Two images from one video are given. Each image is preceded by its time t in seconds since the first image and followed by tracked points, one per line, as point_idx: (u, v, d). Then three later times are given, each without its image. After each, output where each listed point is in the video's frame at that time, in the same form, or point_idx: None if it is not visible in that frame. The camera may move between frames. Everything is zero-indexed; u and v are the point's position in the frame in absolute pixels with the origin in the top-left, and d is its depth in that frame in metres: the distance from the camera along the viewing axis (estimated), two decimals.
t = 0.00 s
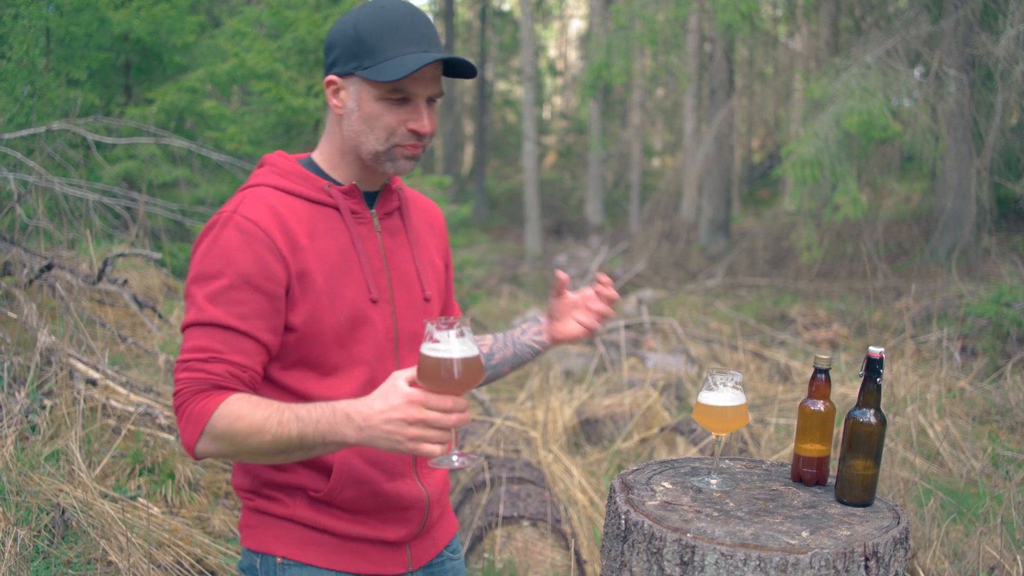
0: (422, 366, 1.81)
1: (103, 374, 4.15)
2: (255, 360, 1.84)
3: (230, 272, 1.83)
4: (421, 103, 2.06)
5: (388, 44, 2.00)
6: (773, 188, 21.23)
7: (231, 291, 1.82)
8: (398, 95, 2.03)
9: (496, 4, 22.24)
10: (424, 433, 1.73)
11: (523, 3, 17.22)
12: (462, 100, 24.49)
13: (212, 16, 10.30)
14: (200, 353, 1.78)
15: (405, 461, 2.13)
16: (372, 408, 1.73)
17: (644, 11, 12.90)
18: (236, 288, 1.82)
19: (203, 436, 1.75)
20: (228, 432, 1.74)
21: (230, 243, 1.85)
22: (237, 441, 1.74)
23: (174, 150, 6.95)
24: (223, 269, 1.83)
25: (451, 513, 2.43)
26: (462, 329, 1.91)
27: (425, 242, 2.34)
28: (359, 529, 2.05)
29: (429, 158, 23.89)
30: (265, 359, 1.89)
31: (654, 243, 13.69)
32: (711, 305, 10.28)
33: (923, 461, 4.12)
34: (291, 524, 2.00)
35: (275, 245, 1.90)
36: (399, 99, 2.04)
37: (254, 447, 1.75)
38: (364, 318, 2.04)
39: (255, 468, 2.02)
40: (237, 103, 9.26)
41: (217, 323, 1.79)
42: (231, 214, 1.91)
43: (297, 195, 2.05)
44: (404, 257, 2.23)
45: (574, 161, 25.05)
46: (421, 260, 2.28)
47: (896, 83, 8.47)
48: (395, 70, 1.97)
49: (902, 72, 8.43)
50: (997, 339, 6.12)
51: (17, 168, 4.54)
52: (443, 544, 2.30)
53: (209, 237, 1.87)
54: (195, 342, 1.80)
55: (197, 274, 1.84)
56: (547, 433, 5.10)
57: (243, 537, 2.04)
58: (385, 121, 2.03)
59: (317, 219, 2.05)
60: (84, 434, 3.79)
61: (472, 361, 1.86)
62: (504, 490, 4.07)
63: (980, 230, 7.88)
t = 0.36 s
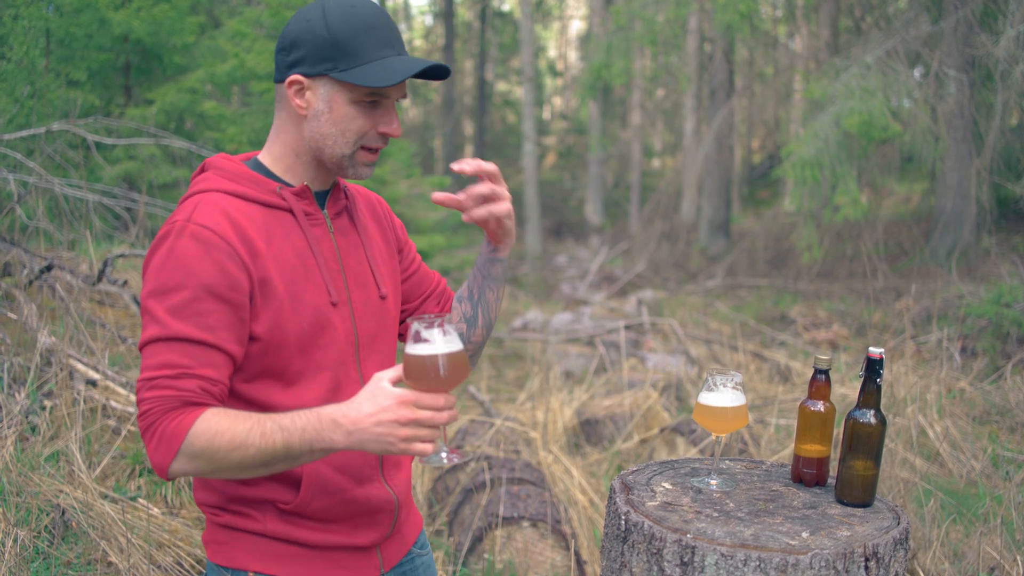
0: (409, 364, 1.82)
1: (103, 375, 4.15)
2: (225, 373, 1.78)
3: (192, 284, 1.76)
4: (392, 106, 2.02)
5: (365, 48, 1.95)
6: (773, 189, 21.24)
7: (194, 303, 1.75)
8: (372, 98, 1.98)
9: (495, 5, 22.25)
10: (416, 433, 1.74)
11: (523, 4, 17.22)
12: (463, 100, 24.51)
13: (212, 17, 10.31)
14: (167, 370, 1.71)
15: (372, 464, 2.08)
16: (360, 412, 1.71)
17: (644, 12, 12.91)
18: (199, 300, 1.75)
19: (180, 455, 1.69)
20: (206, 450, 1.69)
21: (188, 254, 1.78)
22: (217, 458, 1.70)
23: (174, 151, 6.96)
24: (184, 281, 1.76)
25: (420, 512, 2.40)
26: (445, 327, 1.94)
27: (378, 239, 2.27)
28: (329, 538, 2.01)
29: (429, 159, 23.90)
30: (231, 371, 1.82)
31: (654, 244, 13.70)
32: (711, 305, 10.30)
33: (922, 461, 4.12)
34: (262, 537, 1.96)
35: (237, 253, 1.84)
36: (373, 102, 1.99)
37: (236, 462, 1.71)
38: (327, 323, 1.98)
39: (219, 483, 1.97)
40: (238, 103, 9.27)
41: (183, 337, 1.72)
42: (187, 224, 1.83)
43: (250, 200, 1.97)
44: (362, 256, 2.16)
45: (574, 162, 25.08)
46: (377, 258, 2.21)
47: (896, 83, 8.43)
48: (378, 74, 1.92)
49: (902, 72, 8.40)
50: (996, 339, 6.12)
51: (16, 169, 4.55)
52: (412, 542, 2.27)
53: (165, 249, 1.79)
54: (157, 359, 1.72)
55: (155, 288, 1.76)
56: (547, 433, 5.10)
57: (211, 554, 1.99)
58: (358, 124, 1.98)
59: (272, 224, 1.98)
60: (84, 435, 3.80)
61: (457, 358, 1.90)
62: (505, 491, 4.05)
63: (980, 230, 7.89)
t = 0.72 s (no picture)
0: (392, 367, 1.80)
1: (103, 376, 4.14)
2: (211, 377, 1.79)
3: (176, 288, 1.76)
4: (389, 109, 2.03)
5: (362, 49, 1.95)
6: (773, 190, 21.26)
7: (178, 307, 1.75)
8: (369, 99, 1.98)
9: (496, 6, 22.26)
10: (400, 435, 1.74)
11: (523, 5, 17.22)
12: (462, 101, 24.52)
13: (212, 18, 10.31)
14: (153, 373, 1.72)
15: (364, 467, 2.08)
16: (346, 415, 1.72)
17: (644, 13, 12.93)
18: (184, 305, 1.76)
19: (166, 458, 1.70)
20: (192, 453, 1.70)
21: (173, 258, 1.78)
22: (204, 461, 1.71)
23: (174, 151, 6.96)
24: (169, 285, 1.76)
25: (419, 514, 2.39)
26: (431, 329, 1.92)
27: (376, 240, 2.26)
28: (321, 539, 2.01)
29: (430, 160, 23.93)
30: (218, 374, 1.83)
31: (654, 245, 13.71)
32: (711, 306, 10.30)
33: (922, 462, 4.13)
34: (253, 538, 1.96)
35: (223, 257, 1.84)
36: (370, 103, 1.99)
37: (222, 464, 1.73)
38: (315, 326, 1.97)
39: (211, 484, 1.97)
40: (238, 104, 9.27)
41: (167, 341, 1.73)
42: (173, 227, 1.83)
43: (238, 203, 1.97)
44: (354, 258, 2.14)
45: (574, 163, 25.11)
46: (372, 260, 2.19)
47: (896, 84, 8.43)
48: (377, 75, 1.92)
49: (902, 73, 8.39)
50: (996, 340, 6.12)
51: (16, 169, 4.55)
52: (409, 544, 2.26)
53: (151, 253, 1.80)
54: (143, 363, 1.73)
55: (141, 291, 1.76)
56: (547, 434, 5.10)
57: (204, 553, 2.00)
58: (356, 126, 1.98)
59: (260, 226, 1.97)
60: (84, 436, 3.79)
61: (440, 361, 1.87)
62: (505, 492, 4.05)
63: (980, 231, 7.89)
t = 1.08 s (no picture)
0: (395, 366, 1.82)
1: (103, 377, 4.14)
2: (225, 366, 1.86)
3: (197, 278, 1.85)
4: (420, 110, 2.07)
5: (396, 52, 2.01)
6: (773, 190, 21.27)
7: (197, 296, 1.84)
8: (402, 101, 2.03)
9: (496, 6, 22.26)
10: (398, 433, 1.78)
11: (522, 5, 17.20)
12: (462, 102, 24.53)
13: (212, 19, 10.31)
14: (169, 358, 1.81)
15: (383, 463, 2.10)
16: (347, 409, 1.77)
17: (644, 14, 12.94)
18: (203, 294, 1.85)
19: (175, 441, 1.78)
20: (199, 437, 1.77)
21: (195, 248, 1.87)
22: (210, 446, 1.78)
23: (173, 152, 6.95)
24: (190, 274, 1.85)
25: (441, 517, 2.39)
26: (435, 330, 1.92)
27: (405, 238, 2.30)
28: (337, 534, 2.03)
29: (430, 160, 23.93)
30: (235, 364, 1.90)
31: (654, 245, 13.72)
32: (711, 306, 10.30)
33: (922, 463, 4.13)
34: (270, 528, 2.00)
35: (241, 250, 1.91)
36: (403, 105, 2.03)
37: (228, 450, 1.79)
38: (334, 320, 2.02)
39: (232, 472, 2.03)
40: (238, 105, 9.28)
41: (184, 328, 1.82)
42: (197, 219, 1.93)
43: (265, 199, 2.05)
44: (378, 255, 2.18)
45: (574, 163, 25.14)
46: (398, 258, 2.23)
47: (896, 85, 8.42)
48: (411, 77, 1.97)
49: (902, 74, 8.38)
50: (996, 341, 6.12)
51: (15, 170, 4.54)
52: (428, 549, 2.26)
53: (178, 243, 1.90)
54: (164, 347, 1.82)
55: (166, 279, 1.86)
56: (547, 435, 5.10)
57: (225, 541, 2.05)
58: (388, 126, 2.02)
59: (284, 222, 2.04)
60: (84, 436, 3.79)
61: (444, 363, 1.87)
62: (504, 492, 4.06)
63: (980, 232, 7.89)
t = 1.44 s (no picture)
0: (410, 363, 1.83)
1: (102, 377, 4.15)
2: (251, 359, 1.89)
3: (223, 271, 1.88)
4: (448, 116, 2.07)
5: (428, 59, 2.00)
6: (772, 191, 21.30)
7: (223, 290, 1.87)
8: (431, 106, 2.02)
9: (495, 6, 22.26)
10: (413, 427, 1.79)
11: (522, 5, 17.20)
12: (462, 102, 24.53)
13: (212, 19, 10.32)
14: (197, 350, 1.84)
15: (399, 458, 2.08)
16: (364, 402, 1.78)
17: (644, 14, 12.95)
18: (229, 288, 1.87)
19: (202, 430, 1.82)
20: (223, 426, 1.80)
21: (221, 243, 1.90)
22: (234, 435, 1.81)
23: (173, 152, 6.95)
24: (216, 268, 1.88)
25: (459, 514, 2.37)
26: (451, 328, 1.92)
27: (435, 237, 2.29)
28: (349, 525, 2.04)
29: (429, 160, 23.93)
30: (260, 356, 1.93)
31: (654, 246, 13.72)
32: (711, 306, 10.30)
33: (922, 463, 4.14)
34: (284, 515, 2.02)
35: (266, 245, 1.93)
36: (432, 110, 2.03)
37: (250, 440, 1.82)
38: (356, 316, 2.02)
39: (251, 459, 2.07)
40: (237, 105, 9.28)
41: (211, 320, 1.85)
42: (226, 214, 1.96)
43: (292, 196, 2.07)
44: (404, 252, 2.18)
45: (574, 164, 25.17)
46: (424, 255, 2.21)
47: (896, 85, 8.34)
48: (440, 86, 1.97)
49: (902, 74, 8.36)
50: (996, 341, 6.11)
51: (15, 170, 4.52)
52: (442, 547, 2.25)
53: (207, 238, 1.93)
54: (193, 339, 1.86)
55: (195, 272, 1.90)
56: (547, 435, 5.10)
57: (242, 526, 2.09)
58: (415, 132, 2.03)
59: (309, 218, 2.05)
60: (83, 437, 3.79)
61: (459, 359, 1.88)
62: (504, 492, 4.07)
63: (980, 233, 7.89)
